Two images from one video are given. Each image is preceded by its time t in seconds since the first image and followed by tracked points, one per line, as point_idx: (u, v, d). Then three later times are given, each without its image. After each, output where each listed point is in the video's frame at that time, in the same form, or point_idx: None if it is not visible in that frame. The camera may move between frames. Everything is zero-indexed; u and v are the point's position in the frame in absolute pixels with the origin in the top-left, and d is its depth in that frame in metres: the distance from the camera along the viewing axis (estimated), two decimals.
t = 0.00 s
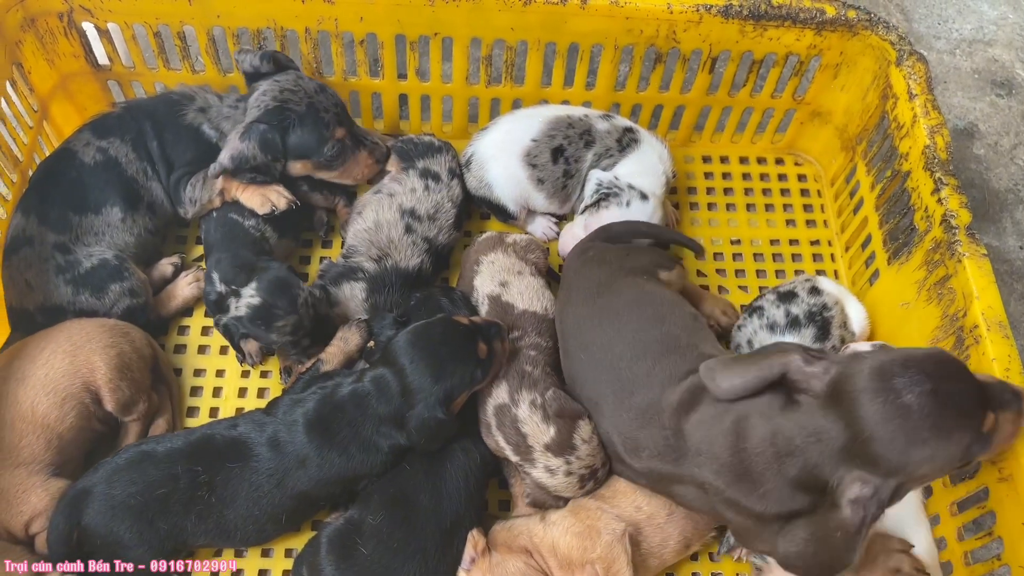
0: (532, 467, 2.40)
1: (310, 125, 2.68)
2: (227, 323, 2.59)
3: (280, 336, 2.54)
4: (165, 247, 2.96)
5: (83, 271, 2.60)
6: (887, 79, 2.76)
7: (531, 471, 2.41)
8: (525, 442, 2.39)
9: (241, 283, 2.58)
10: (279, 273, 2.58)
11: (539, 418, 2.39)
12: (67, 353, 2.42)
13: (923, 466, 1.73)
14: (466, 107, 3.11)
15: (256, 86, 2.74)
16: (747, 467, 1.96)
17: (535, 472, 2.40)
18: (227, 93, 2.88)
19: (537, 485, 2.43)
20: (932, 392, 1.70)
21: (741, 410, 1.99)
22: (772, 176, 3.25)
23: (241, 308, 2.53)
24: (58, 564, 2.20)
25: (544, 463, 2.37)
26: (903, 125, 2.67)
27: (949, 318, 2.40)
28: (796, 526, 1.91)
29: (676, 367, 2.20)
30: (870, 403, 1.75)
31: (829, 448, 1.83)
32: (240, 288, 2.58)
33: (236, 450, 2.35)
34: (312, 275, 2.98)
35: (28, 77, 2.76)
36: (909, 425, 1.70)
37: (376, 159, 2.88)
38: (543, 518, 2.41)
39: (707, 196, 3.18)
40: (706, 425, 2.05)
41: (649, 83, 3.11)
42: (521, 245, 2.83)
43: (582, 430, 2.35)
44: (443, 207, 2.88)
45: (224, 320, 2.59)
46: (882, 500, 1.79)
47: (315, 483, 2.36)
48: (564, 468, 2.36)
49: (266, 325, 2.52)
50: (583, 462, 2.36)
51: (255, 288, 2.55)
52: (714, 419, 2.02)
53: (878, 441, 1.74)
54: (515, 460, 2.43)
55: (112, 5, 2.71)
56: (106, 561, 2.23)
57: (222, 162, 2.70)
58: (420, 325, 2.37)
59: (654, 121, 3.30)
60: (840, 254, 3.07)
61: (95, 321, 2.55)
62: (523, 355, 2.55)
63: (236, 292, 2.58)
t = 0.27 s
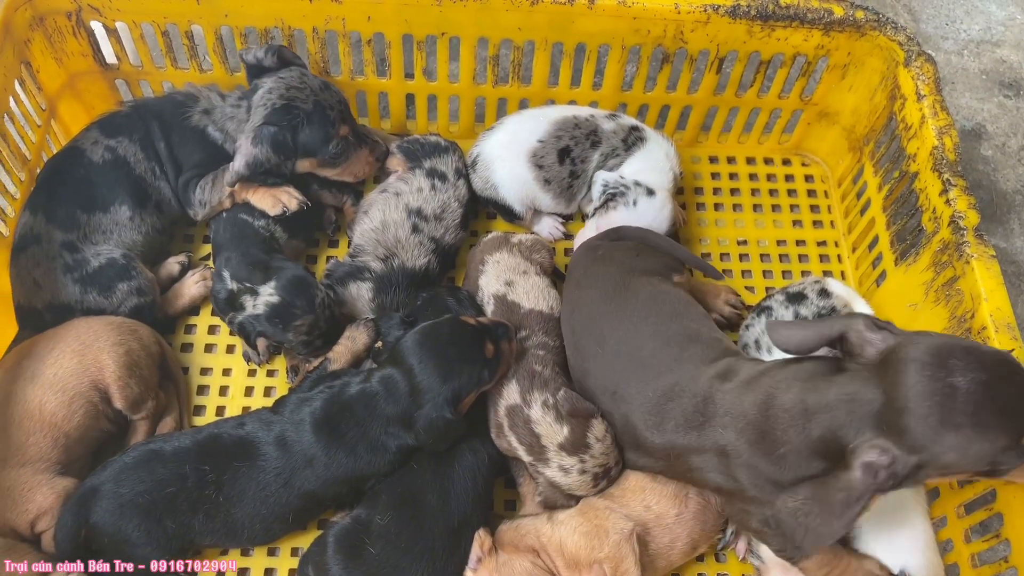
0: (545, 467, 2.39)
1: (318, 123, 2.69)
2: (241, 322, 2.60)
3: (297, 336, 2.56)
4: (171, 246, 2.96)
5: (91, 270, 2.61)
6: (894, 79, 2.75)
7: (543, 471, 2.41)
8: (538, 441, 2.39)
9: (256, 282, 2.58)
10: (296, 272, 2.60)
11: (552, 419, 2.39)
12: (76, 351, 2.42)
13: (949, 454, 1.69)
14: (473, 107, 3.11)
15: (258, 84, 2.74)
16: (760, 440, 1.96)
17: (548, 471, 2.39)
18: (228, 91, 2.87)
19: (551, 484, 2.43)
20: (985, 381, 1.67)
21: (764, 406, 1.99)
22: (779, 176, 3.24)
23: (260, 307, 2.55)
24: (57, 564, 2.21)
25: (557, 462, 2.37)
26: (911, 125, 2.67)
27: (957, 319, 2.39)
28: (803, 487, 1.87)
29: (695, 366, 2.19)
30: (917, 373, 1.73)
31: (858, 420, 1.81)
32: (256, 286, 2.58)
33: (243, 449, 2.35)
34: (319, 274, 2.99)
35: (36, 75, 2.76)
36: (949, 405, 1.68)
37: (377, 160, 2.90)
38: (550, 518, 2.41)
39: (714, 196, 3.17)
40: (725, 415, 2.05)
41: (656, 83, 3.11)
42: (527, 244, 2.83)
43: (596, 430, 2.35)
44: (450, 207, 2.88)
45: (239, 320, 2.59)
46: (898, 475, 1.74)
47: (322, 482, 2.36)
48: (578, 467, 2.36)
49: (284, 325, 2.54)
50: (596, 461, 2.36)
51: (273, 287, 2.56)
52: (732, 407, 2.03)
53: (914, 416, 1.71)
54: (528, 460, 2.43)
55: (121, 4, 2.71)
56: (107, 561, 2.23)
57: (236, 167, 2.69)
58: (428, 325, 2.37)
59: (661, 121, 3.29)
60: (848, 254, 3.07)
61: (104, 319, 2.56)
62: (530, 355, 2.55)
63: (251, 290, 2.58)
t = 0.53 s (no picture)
0: (557, 463, 2.38)
1: (326, 122, 2.69)
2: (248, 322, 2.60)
3: (304, 338, 2.56)
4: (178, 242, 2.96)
5: (98, 267, 2.61)
6: (904, 80, 2.74)
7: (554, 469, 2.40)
8: (551, 439, 2.38)
9: (263, 283, 2.59)
10: (303, 275, 2.59)
11: (565, 418, 2.38)
12: (84, 349, 2.43)
13: (995, 456, 1.72)
14: (481, 107, 3.11)
15: (266, 82, 2.73)
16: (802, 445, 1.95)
17: (559, 469, 2.39)
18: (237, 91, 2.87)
19: (562, 480, 2.42)
20: None
21: (786, 405, 1.99)
22: (787, 177, 3.23)
23: (266, 310, 2.55)
24: (57, 564, 2.26)
25: (569, 459, 2.36)
26: (921, 126, 2.66)
27: (966, 321, 2.38)
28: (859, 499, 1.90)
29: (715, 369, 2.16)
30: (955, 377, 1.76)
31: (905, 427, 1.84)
32: (264, 289, 2.58)
33: (250, 448, 2.35)
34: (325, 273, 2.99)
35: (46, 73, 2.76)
36: (992, 405, 1.71)
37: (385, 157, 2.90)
38: (557, 519, 2.41)
39: (721, 196, 3.16)
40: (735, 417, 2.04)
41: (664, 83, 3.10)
42: (533, 244, 2.82)
43: (610, 427, 2.33)
44: (456, 207, 2.88)
45: (248, 321, 2.60)
46: (948, 481, 1.80)
47: (329, 482, 2.36)
48: (591, 465, 2.34)
49: (291, 329, 2.54)
50: (609, 460, 2.34)
51: (279, 292, 2.56)
52: (768, 410, 2.01)
53: (961, 419, 1.74)
54: (539, 458, 2.43)
55: (131, 2, 2.71)
56: (107, 561, 2.24)
57: (246, 166, 2.69)
58: (436, 325, 2.37)
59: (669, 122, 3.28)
60: (855, 255, 3.06)
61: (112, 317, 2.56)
62: (537, 356, 2.55)
63: (259, 293, 2.58)
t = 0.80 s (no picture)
0: (564, 462, 2.43)
1: (336, 120, 2.70)
2: (259, 318, 2.61)
3: (314, 335, 2.57)
4: (190, 236, 2.98)
5: (109, 260, 2.62)
6: (915, 79, 2.73)
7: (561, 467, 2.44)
8: (562, 438, 2.41)
9: (274, 279, 2.59)
10: (312, 271, 2.60)
11: (576, 420, 2.41)
12: (95, 341, 2.44)
13: None
14: (491, 103, 3.11)
15: (280, 75, 2.74)
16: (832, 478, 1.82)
17: (567, 467, 2.43)
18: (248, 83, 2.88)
19: (568, 479, 2.47)
20: None
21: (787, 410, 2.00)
22: (796, 175, 3.23)
23: (275, 306, 2.56)
24: (58, 564, 2.21)
25: (577, 460, 2.40)
26: (932, 125, 2.65)
27: (976, 321, 2.38)
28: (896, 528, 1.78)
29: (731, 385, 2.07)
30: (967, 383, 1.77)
31: (944, 453, 1.75)
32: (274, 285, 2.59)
33: (260, 443, 2.36)
34: (336, 268, 2.99)
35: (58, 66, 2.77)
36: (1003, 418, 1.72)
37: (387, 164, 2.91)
38: (568, 519, 2.40)
39: (731, 194, 3.16)
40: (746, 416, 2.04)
41: (675, 81, 3.10)
42: (542, 240, 2.83)
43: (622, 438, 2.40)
44: (466, 203, 2.88)
45: (258, 317, 2.60)
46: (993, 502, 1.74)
47: (338, 477, 2.37)
48: (597, 469, 2.40)
49: (301, 327, 2.55)
50: (615, 467, 2.41)
51: (289, 287, 2.56)
52: (804, 407, 1.97)
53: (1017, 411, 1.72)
54: (546, 455, 2.46)
55: None
56: (106, 563, 2.25)
57: (253, 157, 2.71)
58: (446, 322, 2.37)
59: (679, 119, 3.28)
60: (865, 255, 3.05)
61: (123, 310, 2.57)
62: (546, 352, 2.55)
63: (270, 289, 2.59)
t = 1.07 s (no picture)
0: (570, 459, 2.43)
1: (338, 118, 2.69)
2: (272, 314, 2.62)
3: (326, 331, 2.58)
4: (203, 230, 2.98)
5: (124, 252, 2.64)
6: (929, 80, 2.73)
7: (567, 465, 2.45)
8: (564, 435, 2.42)
9: (287, 275, 2.60)
10: (325, 269, 2.61)
11: (578, 415, 2.43)
12: (107, 334, 2.45)
13: (985, 469, 1.71)
14: (502, 100, 3.11)
15: (287, 71, 2.74)
16: (806, 445, 1.98)
17: (573, 465, 2.44)
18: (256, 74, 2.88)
19: (573, 478, 2.47)
20: None
21: (798, 404, 2.05)
22: (807, 174, 3.22)
23: (288, 302, 2.57)
24: (58, 564, 2.19)
25: (582, 456, 2.42)
26: (945, 126, 2.64)
27: (987, 322, 2.38)
28: (848, 499, 1.90)
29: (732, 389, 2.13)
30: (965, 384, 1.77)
31: (902, 426, 1.85)
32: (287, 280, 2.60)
33: (271, 437, 2.37)
34: (347, 264, 3.00)
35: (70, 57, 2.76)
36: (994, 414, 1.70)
37: (390, 165, 2.91)
38: (574, 515, 2.42)
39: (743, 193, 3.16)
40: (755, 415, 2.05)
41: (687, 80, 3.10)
42: (551, 237, 2.82)
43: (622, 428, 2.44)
44: (476, 199, 2.88)
45: (271, 314, 2.62)
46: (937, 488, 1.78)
47: (348, 471, 2.38)
48: (603, 460, 2.42)
49: (311, 323, 2.56)
50: (619, 455, 2.44)
51: (301, 284, 2.57)
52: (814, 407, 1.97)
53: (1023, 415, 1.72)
54: (551, 455, 2.46)
55: None
56: (106, 562, 2.24)
57: (253, 152, 2.70)
58: (455, 317, 2.37)
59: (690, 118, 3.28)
60: (875, 255, 3.05)
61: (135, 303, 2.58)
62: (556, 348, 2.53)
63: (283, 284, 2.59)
